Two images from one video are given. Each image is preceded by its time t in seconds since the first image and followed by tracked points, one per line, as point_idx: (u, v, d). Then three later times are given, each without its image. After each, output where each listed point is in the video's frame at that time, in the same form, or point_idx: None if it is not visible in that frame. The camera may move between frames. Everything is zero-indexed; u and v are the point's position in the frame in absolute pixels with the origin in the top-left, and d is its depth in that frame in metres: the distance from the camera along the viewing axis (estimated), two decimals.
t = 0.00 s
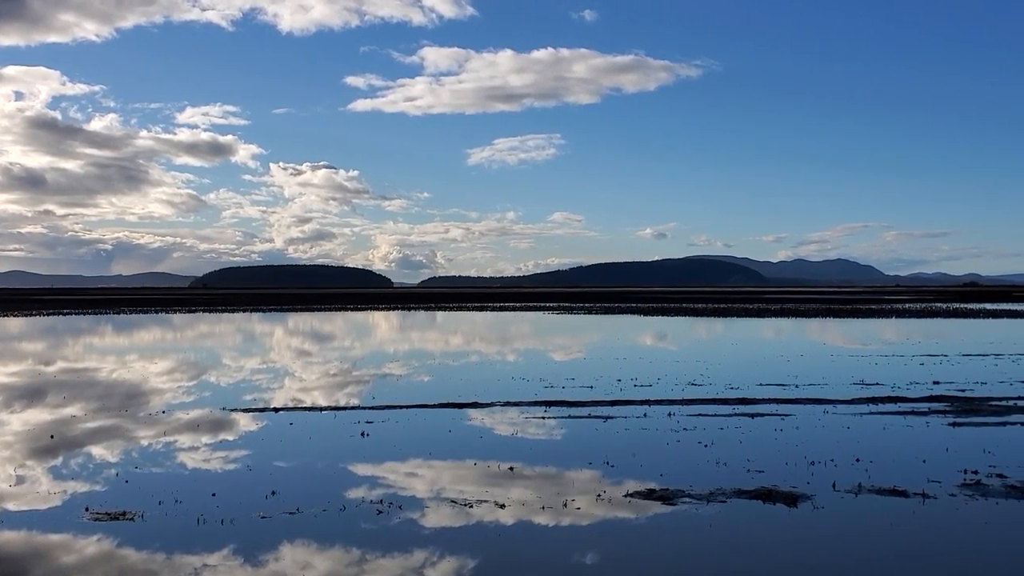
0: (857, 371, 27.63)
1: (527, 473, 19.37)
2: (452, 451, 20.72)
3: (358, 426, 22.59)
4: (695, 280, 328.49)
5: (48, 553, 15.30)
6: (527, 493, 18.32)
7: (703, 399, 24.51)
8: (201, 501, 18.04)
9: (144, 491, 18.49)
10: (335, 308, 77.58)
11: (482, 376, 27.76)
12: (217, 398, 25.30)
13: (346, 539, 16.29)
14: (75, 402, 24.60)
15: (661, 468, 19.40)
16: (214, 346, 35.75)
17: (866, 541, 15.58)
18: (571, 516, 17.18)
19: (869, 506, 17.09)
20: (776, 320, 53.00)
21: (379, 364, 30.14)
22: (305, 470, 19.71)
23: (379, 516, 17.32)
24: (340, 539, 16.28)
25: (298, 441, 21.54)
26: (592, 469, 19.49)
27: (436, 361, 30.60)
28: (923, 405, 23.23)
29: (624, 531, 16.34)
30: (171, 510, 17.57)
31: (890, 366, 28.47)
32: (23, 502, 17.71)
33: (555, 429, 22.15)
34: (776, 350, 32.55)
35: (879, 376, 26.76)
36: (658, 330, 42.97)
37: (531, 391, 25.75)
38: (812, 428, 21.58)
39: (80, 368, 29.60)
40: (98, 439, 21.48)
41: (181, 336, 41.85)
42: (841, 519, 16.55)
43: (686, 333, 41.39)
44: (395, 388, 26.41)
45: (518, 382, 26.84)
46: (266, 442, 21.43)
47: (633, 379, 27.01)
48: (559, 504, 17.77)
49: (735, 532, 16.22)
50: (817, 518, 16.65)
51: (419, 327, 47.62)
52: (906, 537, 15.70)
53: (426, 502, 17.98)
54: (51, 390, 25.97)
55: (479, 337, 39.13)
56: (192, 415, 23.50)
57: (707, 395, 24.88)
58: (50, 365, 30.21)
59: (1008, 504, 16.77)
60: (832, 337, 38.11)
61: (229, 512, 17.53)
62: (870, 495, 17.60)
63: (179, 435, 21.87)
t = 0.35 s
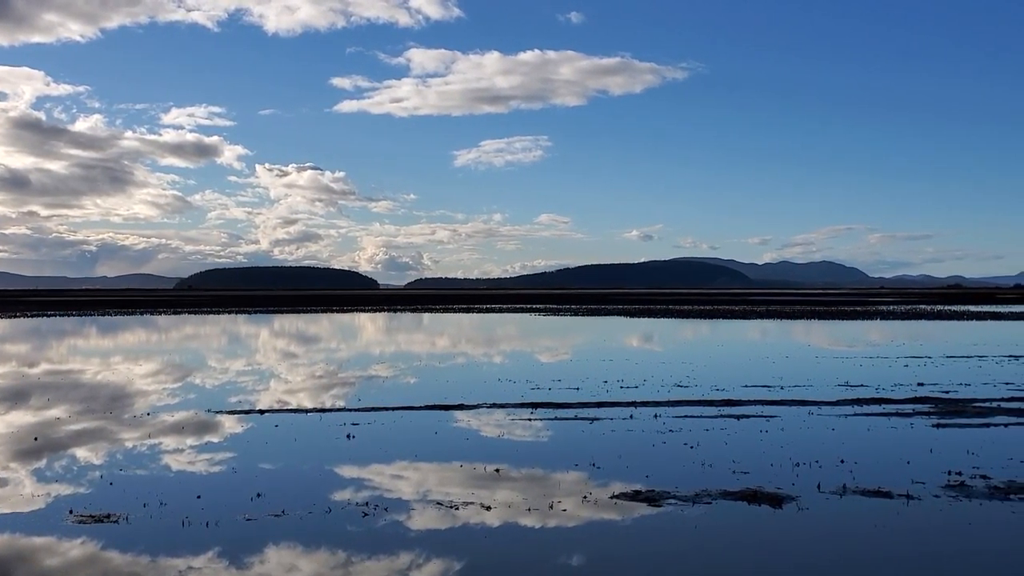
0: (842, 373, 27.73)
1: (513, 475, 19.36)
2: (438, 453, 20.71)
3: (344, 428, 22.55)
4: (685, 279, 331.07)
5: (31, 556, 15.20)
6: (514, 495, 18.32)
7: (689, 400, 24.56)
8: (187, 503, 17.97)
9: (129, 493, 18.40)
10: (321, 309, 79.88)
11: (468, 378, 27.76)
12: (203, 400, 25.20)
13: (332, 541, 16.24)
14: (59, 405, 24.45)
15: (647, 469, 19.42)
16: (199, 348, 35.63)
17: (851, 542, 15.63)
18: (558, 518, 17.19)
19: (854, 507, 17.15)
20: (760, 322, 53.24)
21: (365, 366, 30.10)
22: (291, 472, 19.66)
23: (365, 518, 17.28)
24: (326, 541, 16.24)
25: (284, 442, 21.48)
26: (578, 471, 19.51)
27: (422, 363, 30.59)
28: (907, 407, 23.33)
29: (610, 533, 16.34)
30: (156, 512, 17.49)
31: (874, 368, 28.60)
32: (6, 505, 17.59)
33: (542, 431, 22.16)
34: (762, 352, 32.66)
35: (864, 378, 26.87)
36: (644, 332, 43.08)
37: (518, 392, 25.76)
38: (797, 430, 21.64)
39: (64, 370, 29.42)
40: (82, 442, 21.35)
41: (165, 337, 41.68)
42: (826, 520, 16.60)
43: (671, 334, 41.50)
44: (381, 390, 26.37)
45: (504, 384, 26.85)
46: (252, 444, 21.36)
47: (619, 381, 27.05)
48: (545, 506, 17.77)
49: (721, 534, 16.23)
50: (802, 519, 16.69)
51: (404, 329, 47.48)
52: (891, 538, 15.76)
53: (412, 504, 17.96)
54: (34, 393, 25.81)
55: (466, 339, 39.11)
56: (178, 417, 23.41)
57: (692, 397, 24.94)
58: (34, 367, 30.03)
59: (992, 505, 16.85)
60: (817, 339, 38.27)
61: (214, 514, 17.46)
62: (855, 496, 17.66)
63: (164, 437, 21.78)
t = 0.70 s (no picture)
0: (827, 375, 27.81)
1: (500, 477, 19.35)
2: (424, 455, 20.68)
3: (330, 431, 22.49)
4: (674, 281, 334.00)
5: (14, 560, 15.10)
6: (500, 497, 18.31)
7: (675, 402, 24.60)
8: (172, 507, 17.89)
9: (113, 497, 18.31)
10: (304, 309, 86.19)
11: (455, 381, 27.73)
12: (188, 403, 25.09)
13: (318, 544, 16.20)
14: (43, 408, 24.32)
15: (634, 471, 19.43)
16: (185, 350, 35.51)
17: (835, 543, 15.66)
18: (544, 520, 17.18)
19: (839, 509, 17.18)
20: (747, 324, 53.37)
21: (351, 368, 30.04)
22: (277, 475, 19.61)
23: (351, 521, 17.23)
24: (311, 544, 16.19)
25: (270, 445, 21.42)
26: (565, 473, 19.51)
27: (409, 365, 30.56)
28: (892, 408, 23.42)
29: (595, 535, 16.34)
30: (140, 515, 17.41)
31: (859, 369, 28.69)
32: None
33: (528, 433, 22.16)
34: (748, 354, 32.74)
35: (848, 380, 26.97)
36: (631, 334, 43.14)
37: (505, 395, 25.75)
38: (782, 432, 21.68)
39: (48, 373, 29.25)
40: (65, 445, 21.24)
41: (150, 340, 41.50)
42: (811, 522, 16.64)
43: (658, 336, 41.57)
44: (368, 392, 26.32)
45: (491, 386, 26.84)
46: (238, 447, 21.29)
47: (606, 383, 27.06)
48: (531, 508, 17.76)
49: (707, 535, 16.24)
50: (787, 521, 16.72)
51: (391, 331, 47.39)
52: (876, 539, 15.81)
53: (398, 507, 17.92)
54: (18, 395, 25.65)
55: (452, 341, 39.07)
56: (163, 420, 23.32)
57: (679, 399, 24.96)
58: (17, 370, 29.83)
59: (976, 506, 16.92)
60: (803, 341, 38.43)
61: (199, 517, 17.39)
62: (840, 497, 17.71)
63: (148, 440, 21.69)
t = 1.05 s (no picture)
0: (813, 376, 27.87)
1: (487, 479, 19.33)
2: (410, 458, 20.64)
3: (316, 433, 22.43)
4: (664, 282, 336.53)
5: None
6: (487, 499, 18.30)
7: (661, 404, 24.62)
8: (157, 509, 17.81)
9: (98, 499, 18.21)
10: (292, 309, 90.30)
11: (442, 382, 27.69)
12: (173, 405, 24.98)
13: (304, 546, 16.14)
14: (26, 410, 24.16)
15: (620, 473, 19.45)
16: (170, 353, 35.37)
17: (821, 544, 15.69)
18: (531, 522, 17.16)
19: (825, 509, 17.23)
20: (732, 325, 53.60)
21: (338, 370, 29.97)
22: (263, 477, 19.55)
23: (337, 523, 17.18)
24: (297, 546, 16.14)
25: (256, 447, 21.34)
26: (552, 475, 19.51)
27: (396, 367, 30.53)
28: (877, 409, 23.50)
29: (582, 537, 16.34)
30: (125, 518, 17.32)
31: (845, 371, 28.77)
32: None
33: (515, 434, 22.15)
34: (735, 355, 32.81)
35: (833, 381, 27.04)
36: (617, 335, 43.20)
37: (491, 396, 25.72)
38: (768, 433, 21.73)
39: (32, 375, 29.06)
40: (50, 447, 21.11)
41: (135, 342, 41.29)
42: (797, 522, 16.67)
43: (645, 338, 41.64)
44: (355, 394, 26.26)
45: (477, 388, 26.81)
46: (224, 449, 21.22)
47: (592, 384, 27.06)
48: (518, 510, 17.76)
49: (693, 536, 16.25)
50: (773, 522, 16.74)
51: (377, 332, 47.34)
52: (861, 539, 15.86)
53: (384, 509, 17.87)
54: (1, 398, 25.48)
55: (439, 342, 39.02)
56: (148, 422, 23.23)
57: (665, 400, 24.98)
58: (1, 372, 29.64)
59: (960, 507, 16.99)
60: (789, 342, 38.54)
61: (185, 520, 17.32)
62: (826, 498, 17.76)
63: (133, 442, 21.59)
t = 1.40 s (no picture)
0: (800, 376, 27.96)
1: (475, 480, 19.31)
2: (398, 459, 20.61)
3: (304, 435, 22.39)
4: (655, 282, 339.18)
5: None
6: (475, 500, 18.28)
7: (649, 405, 24.66)
8: (143, 511, 17.74)
9: (85, 502, 18.12)
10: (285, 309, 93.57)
11: (430, 384, 27.66)
12: (160, 407, 24.88)
13: (292, 548, 16.10)
14: (11, 413, 24.02)
15: (608, 473, 19.46)
16: (157, 354, 35.21)
17: (808, 544, 15.73)
18: (519, 523, 17.15)
19: (812, 509, 17.28)
20: (719, 326, 53.76)
21: (325, 372, 29.90)
22: (250, 479, 19.48)
23: (325, 525, 17.15)
24: (285, 548, 16.09)
25: (244, 449, 21.28)
26: (540, 476, 19.51)
27: (383, 368, 30.48)
28: (863, 409, 23.59)
29: (570, 538, 16.34)
30: (112, 520, 17.25)
31: (831, 371, 28.88)
32: None
33: (503, 436, 22.14)
34: (722, 355, 32.88)
35: (820, 381, 27.14)
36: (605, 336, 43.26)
37: (479, 397, 25.71)
38: (755, 433, 21.80)
39: (17, 378, 28.88)
40: (35, 450, 20.99)
41: (122, 344, 41.12)
42: (783, 523, 16.71)
43: (633, 338, 41.69)
44: (342, 396, 26.19)
45: (465, 389, 26.78)
46: (211, 451, 21.15)
47: (580, 385, 27.07)
48: (506, 511, 17.76)
49: (682, 537, 16.27)
50: (760, 522, 16.78)
51: (366, 334, 47.26)
52: (847, 539, 15.90)
53: (372, 511, 17.84)
54: None
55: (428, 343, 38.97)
56: (134, 424, 23.13)
57: (652, 401, 25.01)
58: None
59: (946, 506, 17.05)
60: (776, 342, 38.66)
61: (172, 522, 17.25)
62: (812, 498, 17.81)
63: (120, 444, 21.50)
